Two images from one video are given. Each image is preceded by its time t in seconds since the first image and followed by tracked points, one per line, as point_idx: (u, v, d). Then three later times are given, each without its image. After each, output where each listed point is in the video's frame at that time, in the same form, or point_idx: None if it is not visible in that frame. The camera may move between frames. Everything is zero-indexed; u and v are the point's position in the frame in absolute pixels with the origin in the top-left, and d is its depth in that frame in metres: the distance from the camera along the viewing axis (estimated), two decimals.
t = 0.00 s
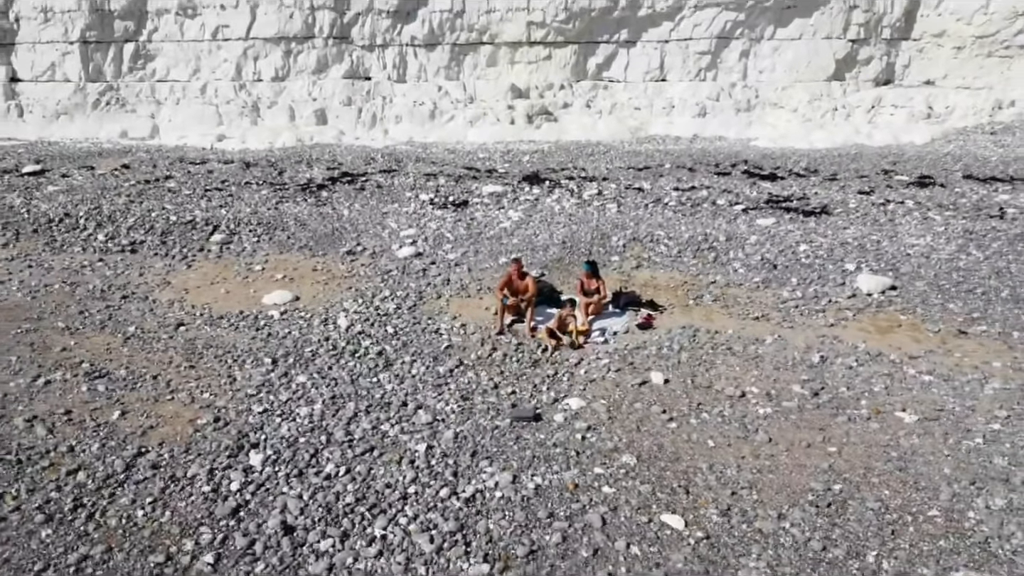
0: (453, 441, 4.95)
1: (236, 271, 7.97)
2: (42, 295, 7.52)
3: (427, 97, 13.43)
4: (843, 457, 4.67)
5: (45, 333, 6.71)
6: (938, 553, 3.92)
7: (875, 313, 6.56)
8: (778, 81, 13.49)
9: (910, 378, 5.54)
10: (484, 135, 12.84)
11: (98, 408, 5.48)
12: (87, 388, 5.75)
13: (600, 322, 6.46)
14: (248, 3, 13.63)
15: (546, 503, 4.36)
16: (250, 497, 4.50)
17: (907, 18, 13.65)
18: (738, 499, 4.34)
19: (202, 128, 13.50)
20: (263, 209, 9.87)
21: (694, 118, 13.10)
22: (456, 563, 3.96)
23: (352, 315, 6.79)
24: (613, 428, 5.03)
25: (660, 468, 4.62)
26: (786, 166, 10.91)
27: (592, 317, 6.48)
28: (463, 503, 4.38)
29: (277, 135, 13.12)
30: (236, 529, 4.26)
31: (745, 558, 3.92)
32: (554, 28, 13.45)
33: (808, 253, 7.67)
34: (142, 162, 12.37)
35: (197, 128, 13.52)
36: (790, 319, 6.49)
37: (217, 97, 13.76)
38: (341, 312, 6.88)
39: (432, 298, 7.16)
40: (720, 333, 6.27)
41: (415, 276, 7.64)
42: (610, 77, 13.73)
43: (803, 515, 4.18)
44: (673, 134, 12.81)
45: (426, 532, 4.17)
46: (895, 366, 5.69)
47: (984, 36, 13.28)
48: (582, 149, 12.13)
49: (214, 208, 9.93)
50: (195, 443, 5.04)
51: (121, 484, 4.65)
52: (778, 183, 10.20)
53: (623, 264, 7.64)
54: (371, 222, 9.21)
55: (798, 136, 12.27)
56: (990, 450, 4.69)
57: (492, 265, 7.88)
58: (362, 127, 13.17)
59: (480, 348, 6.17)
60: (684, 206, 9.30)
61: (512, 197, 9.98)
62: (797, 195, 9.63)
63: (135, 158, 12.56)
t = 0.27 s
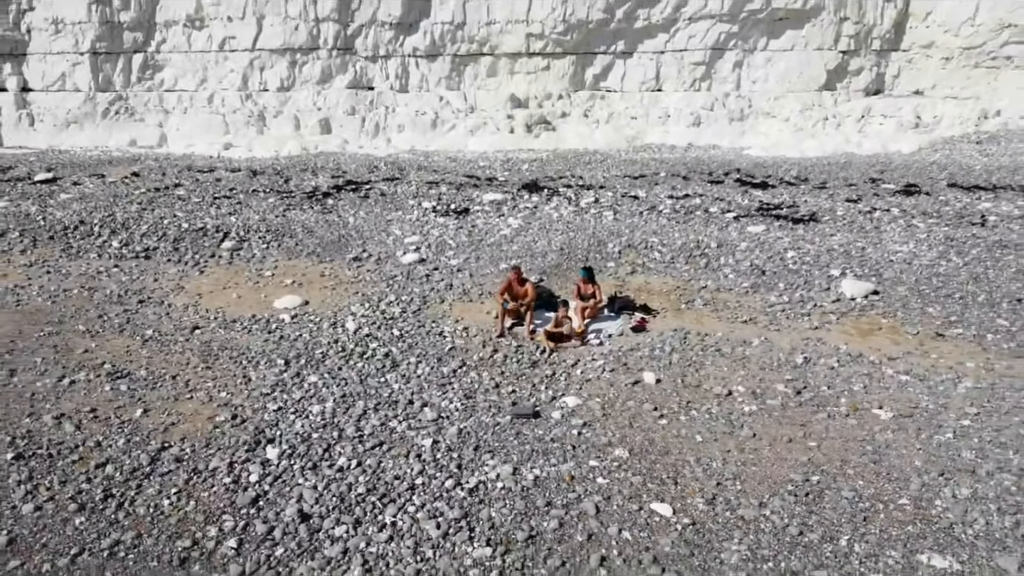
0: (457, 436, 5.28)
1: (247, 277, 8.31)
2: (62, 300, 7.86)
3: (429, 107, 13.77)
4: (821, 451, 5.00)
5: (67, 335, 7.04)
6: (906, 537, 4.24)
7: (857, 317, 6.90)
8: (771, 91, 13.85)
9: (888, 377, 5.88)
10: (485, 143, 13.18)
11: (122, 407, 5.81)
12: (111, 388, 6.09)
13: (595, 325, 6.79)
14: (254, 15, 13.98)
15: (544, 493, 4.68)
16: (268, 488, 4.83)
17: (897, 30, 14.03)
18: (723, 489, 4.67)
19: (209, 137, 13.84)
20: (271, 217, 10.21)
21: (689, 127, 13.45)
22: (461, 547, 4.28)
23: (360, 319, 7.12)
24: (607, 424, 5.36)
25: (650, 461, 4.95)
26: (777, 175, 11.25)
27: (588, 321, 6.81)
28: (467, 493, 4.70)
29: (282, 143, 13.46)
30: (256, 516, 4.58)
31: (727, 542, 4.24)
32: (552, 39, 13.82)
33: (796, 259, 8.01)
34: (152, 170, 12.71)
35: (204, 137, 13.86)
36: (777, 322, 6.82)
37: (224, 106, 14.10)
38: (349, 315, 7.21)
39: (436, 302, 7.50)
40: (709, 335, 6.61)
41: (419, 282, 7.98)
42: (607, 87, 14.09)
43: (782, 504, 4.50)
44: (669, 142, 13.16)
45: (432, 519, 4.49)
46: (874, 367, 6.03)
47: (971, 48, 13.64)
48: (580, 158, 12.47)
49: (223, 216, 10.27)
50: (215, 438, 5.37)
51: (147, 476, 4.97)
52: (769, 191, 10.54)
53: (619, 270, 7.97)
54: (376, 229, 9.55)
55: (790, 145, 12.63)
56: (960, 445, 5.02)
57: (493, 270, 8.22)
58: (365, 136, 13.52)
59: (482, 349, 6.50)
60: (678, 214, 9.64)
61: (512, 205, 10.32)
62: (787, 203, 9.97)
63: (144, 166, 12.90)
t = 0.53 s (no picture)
0: (462, 432, 5.62)
1: (257, 282, 8.65)
2: (80, 305, 8.19)
3: (431, 116, 14.13)
4: (802, 446, 5.34)
5: (87, 338, 7.38)
6: (878, 523, 4.56)
7: (841, 320, 7.24)
8: (764, 101, 14.21)
9: (868, 377, 6.22)
10: (485, 152, 13.54)
11: (143, 405, 6.14)
12: (132, 387, 6.42)
13: (592, 328, 7.14)
14: (261, 27, 14.34)
15: (543, 484, 5.01)
16: (285, 480, 5.16)
17: (886, 41, 14.42)
18: (710, 480, 5.00)
19: (217, 145, 14.19)
20: (279, 224, 10.57)
21: (685, 136, 13.81)
22: (465, 533, 4.61)
23: (367, 322, 7.47)
24: (602, 421, 5.70)
25: (642, 455, 5.29)
26: (769, 183, 11.61)
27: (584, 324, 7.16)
28: (471, 484, 5.03)
29: (288, 151, 13.81)
30: (274, 506, 4.91)
31: (713, 529, 4.57)
32: (551, 51, 14.19)
33: (784, 265, 8.36)
34: (161, 178, 13.05)
35: (211, 145, 14.20)
36: (764, 325, 7.17)
37: (231, 115, 14.44)
38: (357, 319, 7.56)
39: (440, 306, 7.85)
40: (700, 338, 6.96)
41: (423, 286, 8.32)
42: (605, 96, 14.45)
43: (764, 494, 4.83)
44: (664, 151, 13.52)
45: (439, 508, 4.82)
46: (855, 367, 6.37)
47: (959, 58, 14.04)
48: (578, 166, 12.82)
49: (233, 223, 10.62)
50: (233, 434, 5.70)
51: (171, 470, 5.30)
52: (761, 199, 10.89)
53: (614, 275, 8.33)
54: (381, 237, 9.90)
55: (782, 154, 12.99)
56: (932, 439, 5.36)
57: (494, 276, 8.56)
58: (369, 145, 13.88)
59: (484, 351, 6.85)
60: (672, 221, 9.99)
61: (512, 212, 10.67)
62: (778, 211, 10.32)
63: (153, 174, 13.25)
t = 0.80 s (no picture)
0: (466, 429, 5.97)
1: (267, 288, 9.01)
2: (98, 309, 8.55)
3: (433, 126, 14.50)
4: (786, 442, 5.68)
5: (107, 341, 7.75)
6: (853, 513, 4.91)
7: (826, 324, 7.59)
8: (757, 110, 14.59)
9: (849, 378, 6.57)
10: (486, 161, 13.92)
11: (164, 404, 6.50)
12: (152, 388, 6.78)
13: (589, 332, 7.48)
14: (267, 38, 14.68)
15: (541, 478, 5.36)
16: (300, 474, 5.50)
17: (877, 52, 14.79)
18: (698, 473, 5.35)
19: (224, 154, 14.56)
20: (287, 231, 10.93)
21: (680, 145, 14.18)
22: (469, 522, 4.96)
23: (374, 326, 7.82)
24: (598, 419, 6.05)
25: (635, 450, 5.64)
26: (761, 191, 11.98)
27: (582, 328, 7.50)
28: (475, 477, 5.38)
29: (293, 160, 14.17)
30: (290, 498, 5.26)
31: (700, 518, 4.91)
32: (550, 62, 14.55)
33: (773, 271, 8.72)
34: (170, 186, 13.42)
35: (218, 154, 14.55)
36: (753, 329, 7.53)
37: (238, 125, 14.77)
38: (364, 323, 7.91)
39: (443, 311, 8.20)
40: (691, 341, 7.31)
41: (427, 292, 8.68)
42: (602, 106, 14.82)
43: (748, 486, 5.18)
44: (660, 159, 13.89)
45: (444, 499, 5.17)
46: (838, 368, 6.73)
47: (947, 69, 14.44)
48: (576, 175, 13.19)
49: (242, 230, 10.98)
50: (250, 431, 6.06)
51: (192, 465, 5.65)
52: (753, 207, 11.25)
53: (610, 281, 8.68)
54: (386, 244, 10.25)
55: (775, 163, 13.37)
56: (907, 436, 5.71)
57: (495, 282, 8.91)
58: (373, 154, 14.25)
59: (486, 353, 7.20)
60: (667, 229, 10.35)
61: (512, 220, 11.03)
62: (769, 218, 10.68)
63: (162, 182, 13.64)
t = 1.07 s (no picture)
0: (469, 427, 6.32)
1: (277, 293, 9.37)
2: (115, 314, 8.92)
3: (435, 135, 14.88)
4: (770, 438, 6.05)
5: (125, 344, 8.10)
6: (831, 503, 5.27)
7: (812, 328, 7.96)
8: (751, 120, 14.97)
9: (833, 379, 6.93)
10: (487, 169, 14.29)
11: (182, 404, 6.86)
12: (171, 389, 7.13)
13: (586, 335, 7.84)
14: (273, 50, 15.04)
15: (541, 472, 5.71)
16: (314, 469, 5.86)
17: (867, 63, 15.19)
18: (686, 468, 5.71)
19: (230, 163, 14.92)
20: (295, 238, 11.30)
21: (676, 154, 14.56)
22: (473, 512, 5.31)
23: (381, 330, 8.19)
24: (594, 418, 6.42)
25: (629, 446, 6.00)
26: (753, 200, 12.35)
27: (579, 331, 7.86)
28: (478, 472, 5.74)
29: (299, 169, 14.54)
30: (305, 490, 5.61)
31: (688, 508, 5.27)
32: (549, 73, 14.94)
33: (763, 277, 9.09)
34: (179, 194, 13.78)
35: (226, 163, 14.92)
36: (742, 332, 7.90)
37: (244, 134, 15.14)
38: (371, 327, 8.28)
39: (447, 315, 8.57)
40: (684, 344, 7.68)
41: (431, 297, 9.05)
42: (600, 115, 15.19)
43: (733, 480, 5.54)
44: (656, 168, 14.26)
45: (450, 492, 5.52)
46: (822, 370, 7.09)
47: (936, 80, 14.84)
48: (574, 183, 13.56)
49: (251, 238, 11.34)
50: (265, 430, 6.41)
51: (212, 460, 6.01)
52: (745, 215, 11.63)
53: (607, 287, 9.05)
54: (390, 251, 10.62)
55: (768, 172, 13.75)
56: (885, 433, 6.07)
57: (496, 287, 9.28)
58: (376, 162, 14.62)
59: (488, 356, 7.57)
60: (662, 236, 10.72)
61: (512, 227, 11.40)
62: (760, 226, 11.05)
63: (172, 190, 13.99)
